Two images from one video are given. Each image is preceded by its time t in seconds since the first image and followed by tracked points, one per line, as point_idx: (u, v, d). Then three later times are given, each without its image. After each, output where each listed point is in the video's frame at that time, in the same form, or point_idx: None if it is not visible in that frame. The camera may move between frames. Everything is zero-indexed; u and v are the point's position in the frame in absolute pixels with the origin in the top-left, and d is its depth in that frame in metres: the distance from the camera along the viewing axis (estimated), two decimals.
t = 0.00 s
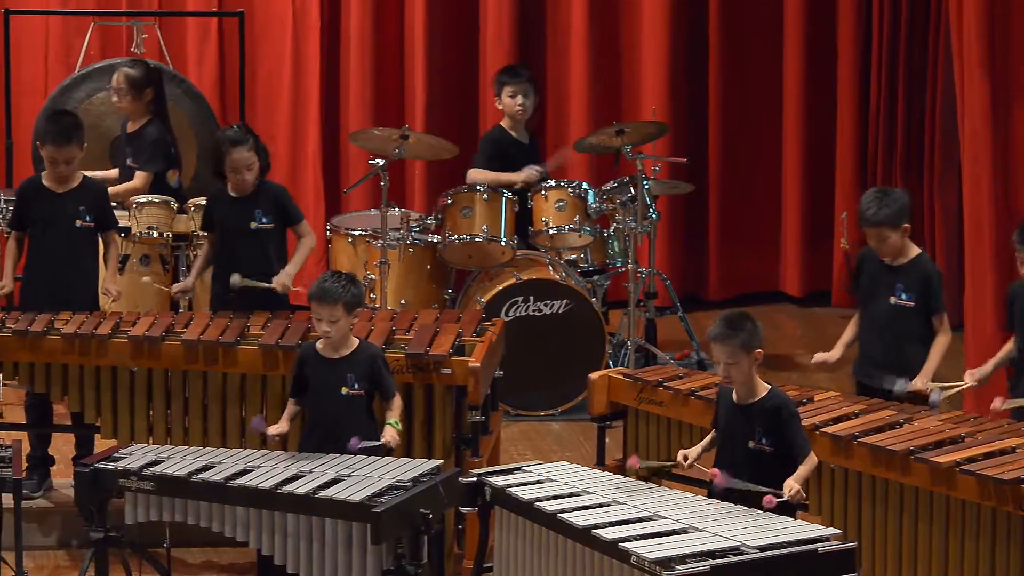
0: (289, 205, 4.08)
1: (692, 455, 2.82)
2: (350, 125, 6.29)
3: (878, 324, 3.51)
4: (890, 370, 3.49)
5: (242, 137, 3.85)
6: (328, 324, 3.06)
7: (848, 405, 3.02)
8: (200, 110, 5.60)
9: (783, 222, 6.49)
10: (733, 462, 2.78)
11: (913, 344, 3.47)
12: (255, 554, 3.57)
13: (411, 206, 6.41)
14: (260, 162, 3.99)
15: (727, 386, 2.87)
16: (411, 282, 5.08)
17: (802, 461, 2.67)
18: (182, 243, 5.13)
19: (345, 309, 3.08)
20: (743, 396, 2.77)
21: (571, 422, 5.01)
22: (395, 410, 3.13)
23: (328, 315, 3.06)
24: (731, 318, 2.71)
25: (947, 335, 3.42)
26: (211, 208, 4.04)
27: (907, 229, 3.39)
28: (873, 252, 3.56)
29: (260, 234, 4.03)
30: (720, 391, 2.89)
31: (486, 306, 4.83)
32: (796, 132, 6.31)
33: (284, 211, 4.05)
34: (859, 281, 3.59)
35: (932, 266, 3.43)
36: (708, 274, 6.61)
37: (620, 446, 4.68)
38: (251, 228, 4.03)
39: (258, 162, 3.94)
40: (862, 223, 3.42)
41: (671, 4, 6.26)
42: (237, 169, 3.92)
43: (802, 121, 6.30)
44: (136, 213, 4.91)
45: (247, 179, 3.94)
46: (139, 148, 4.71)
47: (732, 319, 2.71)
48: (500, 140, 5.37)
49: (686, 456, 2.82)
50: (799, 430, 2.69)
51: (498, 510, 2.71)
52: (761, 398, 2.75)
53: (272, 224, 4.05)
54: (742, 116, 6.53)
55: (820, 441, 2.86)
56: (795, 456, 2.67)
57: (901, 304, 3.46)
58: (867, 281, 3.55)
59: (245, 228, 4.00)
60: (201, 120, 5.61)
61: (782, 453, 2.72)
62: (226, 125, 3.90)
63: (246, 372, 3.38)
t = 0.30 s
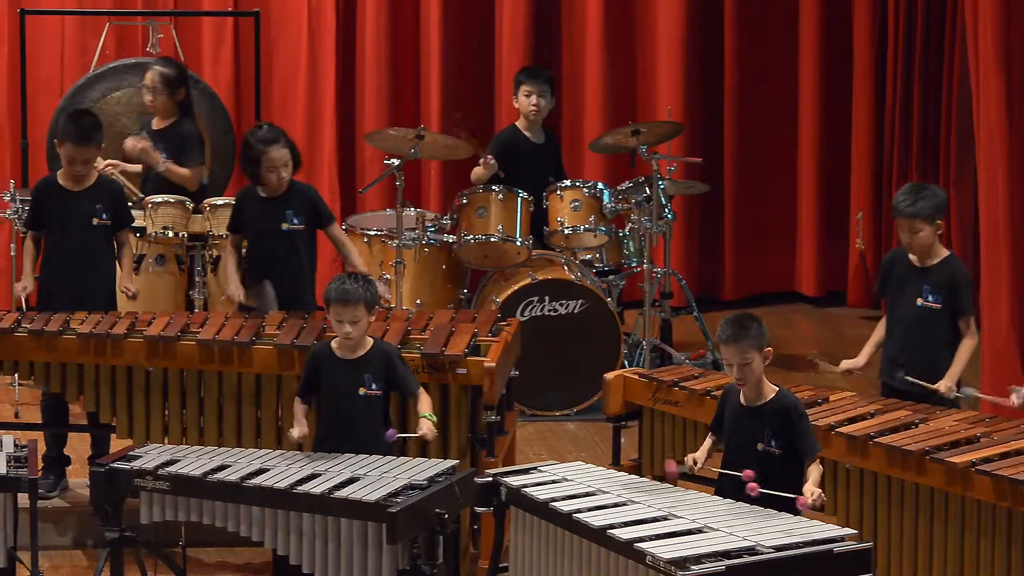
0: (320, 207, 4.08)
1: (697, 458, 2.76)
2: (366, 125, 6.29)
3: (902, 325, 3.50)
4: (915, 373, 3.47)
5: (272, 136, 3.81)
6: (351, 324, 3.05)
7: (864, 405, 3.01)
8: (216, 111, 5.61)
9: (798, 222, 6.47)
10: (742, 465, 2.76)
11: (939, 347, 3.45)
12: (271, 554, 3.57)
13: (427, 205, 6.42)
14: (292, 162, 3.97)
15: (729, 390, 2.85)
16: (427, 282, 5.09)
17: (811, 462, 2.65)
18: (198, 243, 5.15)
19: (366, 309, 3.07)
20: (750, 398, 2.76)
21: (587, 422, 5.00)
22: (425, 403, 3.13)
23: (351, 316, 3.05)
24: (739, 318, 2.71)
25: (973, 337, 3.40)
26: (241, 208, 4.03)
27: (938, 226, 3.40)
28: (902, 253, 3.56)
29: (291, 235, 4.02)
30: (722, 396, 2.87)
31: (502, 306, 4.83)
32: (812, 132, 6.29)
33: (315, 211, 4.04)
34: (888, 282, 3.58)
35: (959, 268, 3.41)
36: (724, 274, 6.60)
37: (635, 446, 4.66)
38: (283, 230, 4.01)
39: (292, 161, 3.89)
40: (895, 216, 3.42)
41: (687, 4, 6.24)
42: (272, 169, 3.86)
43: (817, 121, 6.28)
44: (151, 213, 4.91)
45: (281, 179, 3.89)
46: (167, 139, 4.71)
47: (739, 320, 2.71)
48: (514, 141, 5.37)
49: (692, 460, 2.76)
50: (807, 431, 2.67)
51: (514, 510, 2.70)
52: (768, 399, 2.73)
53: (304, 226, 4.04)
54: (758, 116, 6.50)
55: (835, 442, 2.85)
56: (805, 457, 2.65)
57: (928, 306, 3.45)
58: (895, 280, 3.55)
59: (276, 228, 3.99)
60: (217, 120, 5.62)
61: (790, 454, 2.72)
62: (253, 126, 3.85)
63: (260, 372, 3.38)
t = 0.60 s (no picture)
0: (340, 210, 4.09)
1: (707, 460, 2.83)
2: (383, 125, 6.30)
3: (924, 325, 3.48)
4: (938, 374, 3.44)
5: (291, 134, 3.81)
6: (369, 328, 3.05)
7: (882, 405, 2.99)
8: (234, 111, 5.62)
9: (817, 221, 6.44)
10: (741, 462, 2.77)
11: (962, 347, 3.43)
12: (289, 554, 3.57)
13: (444, 205, 6.42)
14: (310, 163, 3.98)
15: (723, 386, 2.87)
16: (445, 282, 5.07)
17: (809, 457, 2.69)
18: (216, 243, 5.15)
19: (383, 312, 3.06)
20: (744, 394, 2.77)
21: (605, 422, 4.99)
22: (444, 409, 3.12)
23: (369, 320, 3.04)
24: (731, 316, 2.70)
25: (996, 339, 3.38)
26: (260, 208, 4.03)
27: (968, 225, 3.36)
28: (925, 254, 3.53)
29: (311, 236, 4.02)
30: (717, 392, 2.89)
31: (520, 305, 4.84)
32: (830, 131, 6.26)
33: (336, 215, 4.05)
34: (911, 284, 3.56)
35: (983, 269, 3.39)
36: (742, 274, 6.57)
37: (653, 446, 4.65)
38: (303, 231, 4.02)
39: (307, 161, 3.89)
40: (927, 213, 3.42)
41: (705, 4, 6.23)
42: (285, 167, 3.87)
43: (836, 120, 6.26)
44: (170, 213, 4.94)
45: (297, 177, 3.89)
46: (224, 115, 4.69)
47: (732, 316, 2.71)
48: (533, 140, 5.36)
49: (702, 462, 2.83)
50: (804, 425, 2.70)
51: (532, 510, 2.69)
52: (763, 395, 2.75)
53: (323, 227, 4.05)
54: (777, 115, 6.48)
55: (853, 442, 2.84)
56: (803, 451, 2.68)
57: (952, 307, 3.43)
58: (918, 281, 3.52)
59: (296, 229, 3.99)
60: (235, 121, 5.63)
61: (789, 450, 2.74)
62: (280, 124, 3.88)
63: (278, 372, 3.38)
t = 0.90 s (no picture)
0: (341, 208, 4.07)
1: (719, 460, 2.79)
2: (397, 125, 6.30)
3: (940, 325, 3.46)
4: (954, 375, 3.43)
5: (292, 132, 3.82)
6: (384, 328, 3.05)
7: (896, 405, 2.97)
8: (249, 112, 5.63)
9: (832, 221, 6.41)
10: (753, 462, 2.76)
11: (978, 348, 3.41)
12: (303, 554, 3.58)
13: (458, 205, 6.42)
14: (310, 162, 3.97)
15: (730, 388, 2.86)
16: (459, 283, 5.07)
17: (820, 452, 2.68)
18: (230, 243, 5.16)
19: (397, 311, 3.06)
20: (753, 394, 2.76)
21: (619, 422, 4.98)
22: (460, 409, 3.11)
23: (383, 321, 3.04)
24: (740, 316, 2.71)
25: (1013, 339, 3.36)
26: (262, 207, 4.04)
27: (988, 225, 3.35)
28: (941, 254, 3.51)
29: (311, 235, 4.01)
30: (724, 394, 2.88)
31: (534, 305, 4.82)
32: (845, 131, 6.23)
33: (337, 213, 4.04)
34: (927, 284, 3.54)
35: (1000, 269, 3.37)
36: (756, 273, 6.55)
37: (667, 446, 4.64)
38: (303, 230, 4.00)
39: (306, 160, 3.91)
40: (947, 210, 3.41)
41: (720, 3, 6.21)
42: (284, 166, 3.90)
43: (851, 120, 6.23)
44: (185, 213, 4.99)
45: (295, 175, 3.90)
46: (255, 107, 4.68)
47: (741, 316, 2.71)
48: (549, 140, 5.36)
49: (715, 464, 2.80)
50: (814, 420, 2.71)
51: (546, 510, 2.69)
52: (773, 394, 2.74)
53: (324, 227, 4.03)
54: (792, 115, 6.46)
55: (867, 442, 2.83)
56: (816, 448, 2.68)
57: (968, 307, 3.41)
58: (935, 282, 3.50)
59: (296, 228, 3.98)
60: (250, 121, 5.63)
61: (800, 447, 2.74)
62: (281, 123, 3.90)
63: (293, 370, 3.38)
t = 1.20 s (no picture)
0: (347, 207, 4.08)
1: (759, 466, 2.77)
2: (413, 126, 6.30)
3: (959, 326, 3.44)
4: (973, 375, 3.40)
5: (299, 132, 3.82)
6: (401, 328, 3.05)
7: (913, 405, 2.96)
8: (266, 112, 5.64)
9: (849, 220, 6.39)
10: (791, 467, 2.75)
11: (997, 348, 3.39)
12: (319, 554, 3.58)
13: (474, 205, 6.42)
14: (317, 162, 3.97)
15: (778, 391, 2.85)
16: (475, 283, 5.07)
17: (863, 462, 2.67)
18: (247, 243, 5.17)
19: (414, 310, 3.06)
20: (798, 398, 2.75)
21: (635, 422, 4.97)
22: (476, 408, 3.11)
23: (400, 321, 3.04)
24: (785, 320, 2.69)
25: None
26: (268, 205, 4.03)
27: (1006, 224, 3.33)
28: (960, 254, 3.49)
29: (317, 234, 4.01)
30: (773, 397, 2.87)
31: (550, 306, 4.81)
32: (862, 130, 6.21)
33: (342, 211, 4.04)
34: (945, 284, 3.52)
35: (1019, 269, 3.35)
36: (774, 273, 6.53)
37: (683, 446, 4.63)
38: (309, 229, 4.01)
39: (313, 159, 3.90)
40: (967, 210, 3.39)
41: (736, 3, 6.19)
42: (291, 166, 3.88)
43: (868, 119, 6.21)
44: (201, 213, 5.01)
45: (302, 175, 3.90)
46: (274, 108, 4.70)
47: (786, 320, 2.69)
48: (566, 140, 5.35)
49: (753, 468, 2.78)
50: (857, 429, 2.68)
51: (562, 510, 2.68)
52: (818, 400, 2.73)
53: (330, 226, 4.04)
54: (809, 114, 6.44)
55: (883, 442, 2.81)
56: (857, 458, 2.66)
57: (987, 307, 3.39)
58: (954, 282, 3.48)
59: (304, 227, 3.98)
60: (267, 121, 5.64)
61: (841, 454, 2.71)
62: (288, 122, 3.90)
63: (309, 370, 3.38)
